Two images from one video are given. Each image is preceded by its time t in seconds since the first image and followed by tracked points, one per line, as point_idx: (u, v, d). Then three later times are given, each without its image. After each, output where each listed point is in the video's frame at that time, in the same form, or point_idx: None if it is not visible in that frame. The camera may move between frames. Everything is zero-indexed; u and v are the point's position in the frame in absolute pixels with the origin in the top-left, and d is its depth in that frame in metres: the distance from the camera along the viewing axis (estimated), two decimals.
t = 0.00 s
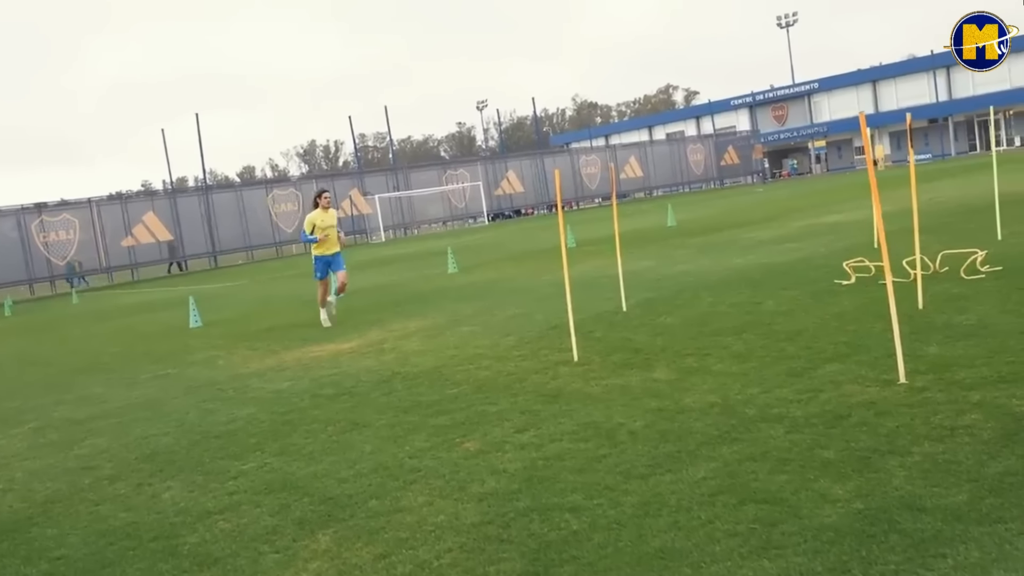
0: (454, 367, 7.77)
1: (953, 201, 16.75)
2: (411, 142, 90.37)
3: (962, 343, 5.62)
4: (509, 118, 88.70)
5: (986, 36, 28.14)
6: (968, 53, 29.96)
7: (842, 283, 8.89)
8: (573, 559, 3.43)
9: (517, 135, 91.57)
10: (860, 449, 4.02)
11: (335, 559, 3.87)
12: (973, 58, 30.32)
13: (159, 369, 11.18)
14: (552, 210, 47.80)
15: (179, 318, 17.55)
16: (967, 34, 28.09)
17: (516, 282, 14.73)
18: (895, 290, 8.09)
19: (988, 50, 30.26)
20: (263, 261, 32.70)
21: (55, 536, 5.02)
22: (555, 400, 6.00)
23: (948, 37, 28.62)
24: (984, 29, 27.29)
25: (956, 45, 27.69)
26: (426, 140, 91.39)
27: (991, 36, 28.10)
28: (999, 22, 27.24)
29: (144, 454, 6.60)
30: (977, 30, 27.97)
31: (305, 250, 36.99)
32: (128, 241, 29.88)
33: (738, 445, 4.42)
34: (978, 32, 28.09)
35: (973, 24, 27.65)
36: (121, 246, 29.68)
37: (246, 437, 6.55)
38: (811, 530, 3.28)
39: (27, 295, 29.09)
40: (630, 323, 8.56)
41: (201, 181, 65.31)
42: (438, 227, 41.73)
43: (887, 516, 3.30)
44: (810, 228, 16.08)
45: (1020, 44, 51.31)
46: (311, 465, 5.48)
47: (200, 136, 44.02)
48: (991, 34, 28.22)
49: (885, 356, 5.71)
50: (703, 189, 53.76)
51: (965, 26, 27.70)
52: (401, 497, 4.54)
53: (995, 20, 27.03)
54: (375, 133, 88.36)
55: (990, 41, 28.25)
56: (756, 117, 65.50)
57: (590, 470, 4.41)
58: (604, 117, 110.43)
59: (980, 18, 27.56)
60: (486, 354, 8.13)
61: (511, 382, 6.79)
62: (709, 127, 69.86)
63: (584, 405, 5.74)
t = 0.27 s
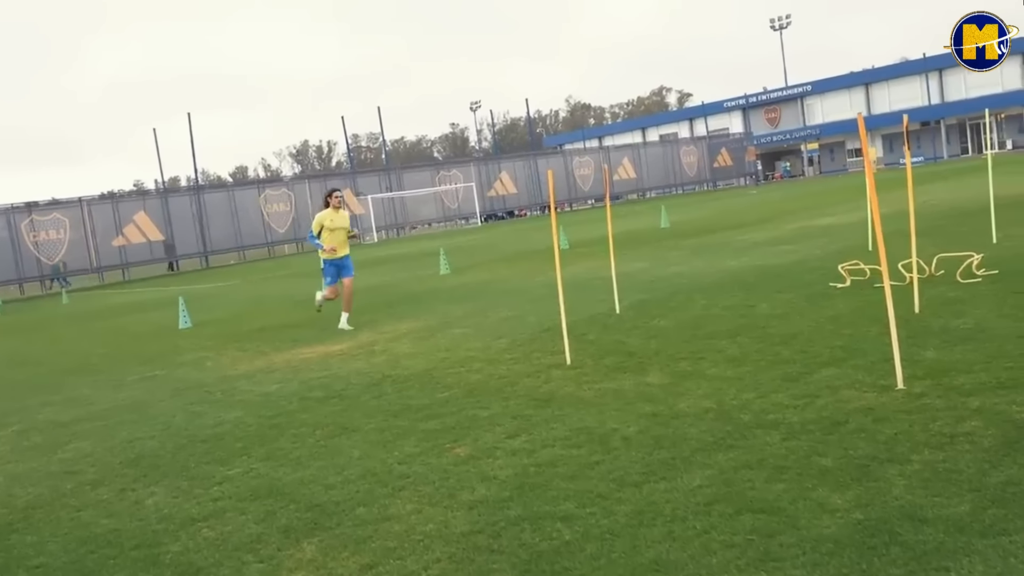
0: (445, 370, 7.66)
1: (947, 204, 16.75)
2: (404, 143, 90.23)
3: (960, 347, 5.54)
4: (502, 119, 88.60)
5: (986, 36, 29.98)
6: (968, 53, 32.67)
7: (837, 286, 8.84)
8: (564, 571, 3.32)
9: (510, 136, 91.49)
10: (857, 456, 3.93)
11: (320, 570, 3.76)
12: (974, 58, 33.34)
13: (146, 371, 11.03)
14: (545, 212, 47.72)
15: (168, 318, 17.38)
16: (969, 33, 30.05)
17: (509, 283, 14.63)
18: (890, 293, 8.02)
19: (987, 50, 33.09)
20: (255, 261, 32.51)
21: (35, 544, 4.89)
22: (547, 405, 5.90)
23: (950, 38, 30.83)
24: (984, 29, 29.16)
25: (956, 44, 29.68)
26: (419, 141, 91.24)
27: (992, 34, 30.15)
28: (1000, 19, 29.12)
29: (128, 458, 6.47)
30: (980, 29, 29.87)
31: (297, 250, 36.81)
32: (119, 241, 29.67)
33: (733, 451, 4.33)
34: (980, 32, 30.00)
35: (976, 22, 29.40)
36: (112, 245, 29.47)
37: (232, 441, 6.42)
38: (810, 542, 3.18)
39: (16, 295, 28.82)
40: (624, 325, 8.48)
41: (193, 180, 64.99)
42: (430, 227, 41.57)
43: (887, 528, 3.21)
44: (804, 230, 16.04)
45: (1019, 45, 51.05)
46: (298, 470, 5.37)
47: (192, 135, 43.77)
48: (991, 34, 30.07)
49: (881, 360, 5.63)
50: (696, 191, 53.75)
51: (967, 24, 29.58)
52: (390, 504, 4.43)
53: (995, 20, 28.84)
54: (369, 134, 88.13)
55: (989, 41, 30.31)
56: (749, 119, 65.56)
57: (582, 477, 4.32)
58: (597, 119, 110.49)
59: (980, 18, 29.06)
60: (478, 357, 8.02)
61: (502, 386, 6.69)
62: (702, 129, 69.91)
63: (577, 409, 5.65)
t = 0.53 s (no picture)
0: (429, 376, 7.54)
1: (932, 209, 16.83)
2: (392, 145, 90.05)
3: (951, 355, 5.47)
4: (490, 122, 88.58)
5: (985, 36, 33.84)
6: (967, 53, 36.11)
7: (825, 291, 8.78)
8: None
9: (497, 139, 91.45)
10: (850, 467, 3.84)
11: None
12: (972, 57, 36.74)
13: (124, 376, 10.82)
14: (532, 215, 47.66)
15: (150, 321, 17.13)
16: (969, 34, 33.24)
17: (495, 287, 14.53)
18: (879, 299, 7.97)
19: (985, 49, 36.59)
20: (241, 262, 32.26)
21: (2, 556, 4.72)
22: (532, 412, 5.79)
23: (952, 38, 34.58)
24: (983, 29, 32.80)
25: (957, 43, 33.23)
26: (406, 144, 91.05)
27: (989, 35, 33.40)
28: (997, 20, 32.38)
29: (102, 466, 6.30)
30: (977, 30, 33.08)
31: (283, 252, 36.55)
32: (103, 242, 29.35)
33: (723, 461, 4.23)
34: (978, 31, 33.13)
35: (974, 24, 32.50)
36: (96, 246, 29.14)
37: (210, 449, 6.27)
38: (803, 558, 3.07)
39: None
40: (610, 331, 8.37)
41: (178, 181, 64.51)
42: (417, 230, 41.34)
43: (882, 542, 3.11)
44: (790, 235, 16.04)
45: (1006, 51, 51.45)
46: (277, 479, 5.23)
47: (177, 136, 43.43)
48: (987, 33, 33.50)
49: (871, 367, 5.55)
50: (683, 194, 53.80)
51: (965, 26, 32.58)
52: (370, 515, 4.30)
53: (992, 21, 32.54)
54: (357, 136, 87.94)
55: (988, 41, 34.20)
56: (736, 123, 65.73)
57: (567, 487, 4.21)
58: (584, 122, 110.73)
59: (977, 20, 32.71)
60: (463, 362, 7.90)
61: (487, 392, 6.57)
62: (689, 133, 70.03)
63: (563, 417, 5.54)
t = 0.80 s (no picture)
0: (409, 380, 7.43)
1: (913, 214, 16.90)
2: (375, 147, 89.72)
3: (935, 361, 5.43)
4: (473, 125, 88.46)
5: (986, 36, 34.01)
6: (969, 53, 36.47)
7: (809, 296, 8.75)
8: None
9: (480, 142, 91.36)
10: (836, 475, 3.78)
11: None
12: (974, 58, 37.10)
13: (99, 379, 10.63)
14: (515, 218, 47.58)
15: (127, 324, 16.88)
16: (969, 34, 33.45)
17: (477, 290, 14.42)
18: (862, 304, 7.94)
19: (987, 49, 36.93)
20: (221, 264, 31.96)
21: None
22: (514, 417, 5.70)
23: (952, 38, 34.68)
24: (983, 29, 33.00)
25: (958, 43, 33.42)
26: (388, 146, 90.73)
27: (990, 34, 33.72)
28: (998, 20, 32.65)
29: (73, 473, 6.15)
30: (978, 30, 33.26)
31: (264, 254, 36.27)
32: (81, 243, 29.00)
33: (706, 469, 4.16)
34: (980, 31, 33.39)
35: (975, 24, 32.77)
36: (74, 248, 28.79)
37: (185, 455, 6.14)
38: (788, 570, 3.01)
39: None
40: (592, 335, 8.29)
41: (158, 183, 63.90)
42: (399, 232, 41.16)
43: (869, 553, 3.05)
44: (772, 239, 16.05)
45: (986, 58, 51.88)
46: (253, 486, 5.12)
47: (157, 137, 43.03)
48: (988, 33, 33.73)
49: (856, 373, 5.50)
50: (665, 198, 53.92)
51: (966, 26, 32.87)
52: (347, 524, 4.20)
53: (993, 21, 32.75)
54: (339, 137, 87.56)
55: (988, 41, 34.41)
56: (718, 127, 65.98)
57: (549, 496, 4.13)
58: (567, 126, 110.84)
59: (980, 19, 32.98)
60: (443, 367, 7.80)
61: (468, 397, 6.48)
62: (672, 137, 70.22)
63: (545, 422, 5.45)
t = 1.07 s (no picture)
0: (381, 385, 7.33)
1: (882, 218, 17.07)
2: (348, 150, 89.25)
3: (910, 365, 5.43)
4: (446, 128, 88.31)
5: (985, 36, 34.45)
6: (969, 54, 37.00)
7: (783, 300, 8.77)
8: None
9: (454, 145, 91.21)
10: (813, 481, 3.75)
11: None
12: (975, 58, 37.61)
13: (64, 385, 10.39)
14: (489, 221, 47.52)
15: (94, 328, 16.57)
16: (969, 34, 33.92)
17: (451, 294, 14.34)
18: (835, 308, 7.96)
19: (986, 51, 37.57)
20: (192, 267, 31.57)
21: None
22: (487, 423, 5.62)
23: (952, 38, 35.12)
24: (983, 29, 33.42)
25: (958, 43, 33.83)
26: (361, 149, 90.29)
27: (989, 35, 34.15)
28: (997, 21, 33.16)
29: (35, 482, 5.98)
30: (978, 30, 33.74)
31: (235, 257, 35.89)
32: (49, 246, 28.49)
33: (683, 476, 4.11)
34: (979, 32, 33.95)
35: (974, 24, 33.22)
36: (41, 250, 28.28)
37: (151, 462, 5.99)
38: None
39: None
40: (566, 339, 8.24)
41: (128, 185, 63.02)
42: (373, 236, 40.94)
43: (849, 561, 3.01)
44: (744, 243, 16.12)
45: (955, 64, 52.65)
46: (221, 495, 4.99)
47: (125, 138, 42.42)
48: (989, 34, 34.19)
49: (831, 377, 5.49)
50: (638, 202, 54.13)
51: (965, 27, 33.32)
52: (318, 534, 4.09)
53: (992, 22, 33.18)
54: (312, 140, 86.94)
55: (988, 41, 34.85)
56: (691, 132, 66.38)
57: (523, 503, 4.05)
58: (540, 130, 111.03)
59: (980, 19, 33.42)
60: (416, 372, 7.71)
61: (441, 401, 6.39)
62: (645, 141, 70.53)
63: (519, 429, 5.38)
